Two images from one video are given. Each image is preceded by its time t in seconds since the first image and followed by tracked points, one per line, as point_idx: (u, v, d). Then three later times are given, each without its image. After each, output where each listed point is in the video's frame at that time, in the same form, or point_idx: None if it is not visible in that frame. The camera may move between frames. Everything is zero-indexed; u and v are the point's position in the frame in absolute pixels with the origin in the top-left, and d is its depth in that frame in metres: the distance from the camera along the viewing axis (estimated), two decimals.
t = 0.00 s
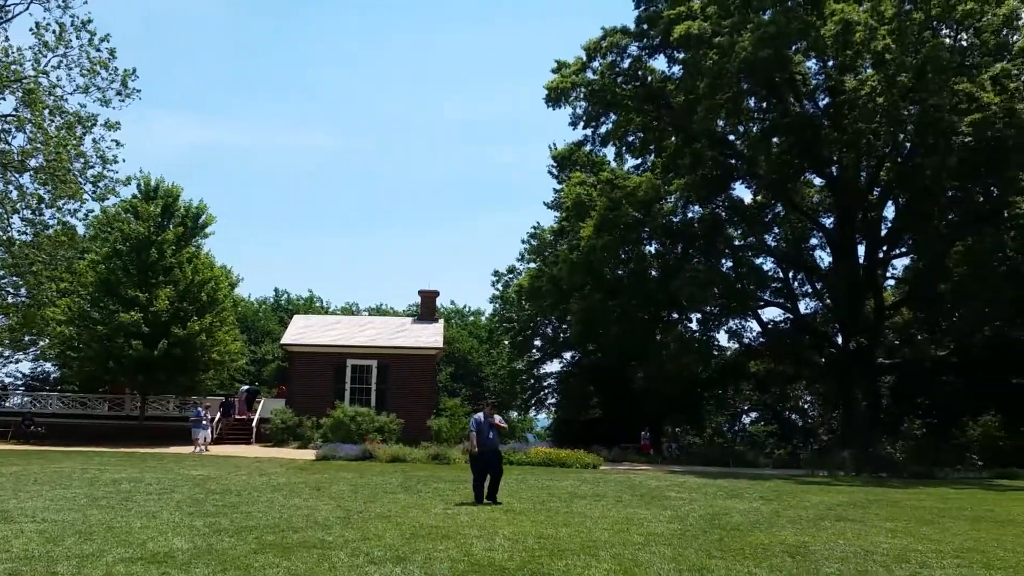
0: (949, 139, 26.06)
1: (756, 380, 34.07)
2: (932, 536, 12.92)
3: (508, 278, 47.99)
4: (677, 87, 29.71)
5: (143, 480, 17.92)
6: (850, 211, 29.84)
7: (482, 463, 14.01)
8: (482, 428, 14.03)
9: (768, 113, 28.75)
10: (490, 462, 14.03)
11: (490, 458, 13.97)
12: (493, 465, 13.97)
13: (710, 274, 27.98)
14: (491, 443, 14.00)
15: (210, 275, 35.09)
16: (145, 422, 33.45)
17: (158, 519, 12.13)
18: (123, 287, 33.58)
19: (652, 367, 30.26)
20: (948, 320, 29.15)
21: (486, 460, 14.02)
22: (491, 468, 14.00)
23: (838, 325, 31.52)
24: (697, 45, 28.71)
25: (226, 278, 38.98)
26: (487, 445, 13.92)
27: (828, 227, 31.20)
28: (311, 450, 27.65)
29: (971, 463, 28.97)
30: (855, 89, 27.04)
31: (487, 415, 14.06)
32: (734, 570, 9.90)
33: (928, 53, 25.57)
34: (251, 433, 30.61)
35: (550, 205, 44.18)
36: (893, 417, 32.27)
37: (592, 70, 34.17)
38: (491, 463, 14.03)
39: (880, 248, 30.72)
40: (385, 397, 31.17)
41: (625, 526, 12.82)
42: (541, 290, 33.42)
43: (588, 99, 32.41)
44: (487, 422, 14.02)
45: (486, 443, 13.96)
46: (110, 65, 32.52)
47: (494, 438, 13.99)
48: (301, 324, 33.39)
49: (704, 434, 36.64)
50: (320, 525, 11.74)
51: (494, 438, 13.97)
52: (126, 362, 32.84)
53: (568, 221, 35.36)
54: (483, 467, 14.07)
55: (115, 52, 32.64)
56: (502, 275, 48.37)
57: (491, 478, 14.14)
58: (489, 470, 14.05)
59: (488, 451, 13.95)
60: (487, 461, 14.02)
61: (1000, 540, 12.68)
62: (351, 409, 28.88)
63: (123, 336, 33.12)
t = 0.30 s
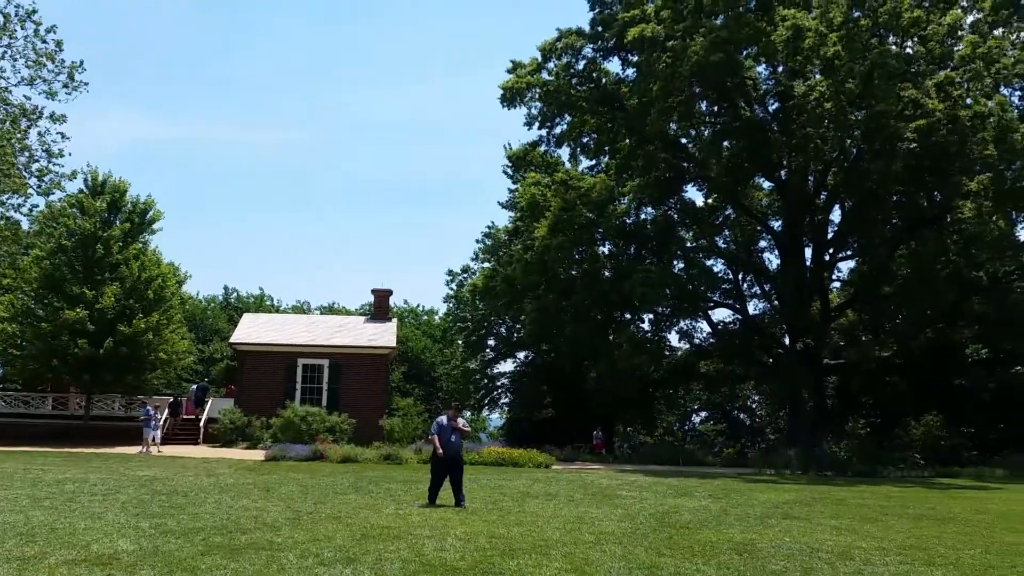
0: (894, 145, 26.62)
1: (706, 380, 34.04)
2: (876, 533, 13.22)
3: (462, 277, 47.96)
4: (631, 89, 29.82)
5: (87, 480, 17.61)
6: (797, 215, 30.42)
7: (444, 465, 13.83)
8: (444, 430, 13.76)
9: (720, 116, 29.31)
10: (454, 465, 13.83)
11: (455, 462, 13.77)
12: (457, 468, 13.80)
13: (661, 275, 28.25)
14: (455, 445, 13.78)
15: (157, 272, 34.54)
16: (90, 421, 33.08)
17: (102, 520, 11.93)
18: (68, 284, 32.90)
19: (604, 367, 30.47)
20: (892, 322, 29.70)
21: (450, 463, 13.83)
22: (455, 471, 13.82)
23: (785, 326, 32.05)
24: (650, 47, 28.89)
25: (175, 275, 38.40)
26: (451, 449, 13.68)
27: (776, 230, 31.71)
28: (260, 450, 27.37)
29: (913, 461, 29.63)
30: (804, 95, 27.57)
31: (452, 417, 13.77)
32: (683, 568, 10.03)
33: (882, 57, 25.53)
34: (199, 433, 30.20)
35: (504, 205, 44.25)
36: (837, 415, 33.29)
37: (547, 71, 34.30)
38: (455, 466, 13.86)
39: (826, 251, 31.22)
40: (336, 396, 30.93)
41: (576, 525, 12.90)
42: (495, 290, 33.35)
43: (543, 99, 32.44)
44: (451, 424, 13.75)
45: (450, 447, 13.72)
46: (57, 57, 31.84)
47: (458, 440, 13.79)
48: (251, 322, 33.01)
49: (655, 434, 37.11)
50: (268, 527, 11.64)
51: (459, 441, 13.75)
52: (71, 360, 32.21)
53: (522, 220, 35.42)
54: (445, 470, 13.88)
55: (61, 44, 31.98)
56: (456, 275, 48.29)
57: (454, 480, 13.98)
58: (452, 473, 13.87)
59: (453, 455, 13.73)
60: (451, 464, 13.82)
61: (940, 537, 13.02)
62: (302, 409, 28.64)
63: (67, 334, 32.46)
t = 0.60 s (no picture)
0: (846, 150, 26.98)
1: (661, 380, 34.33)
2: (824, 531, 13.49)
3: (419, 276, 47.84)
4: (589, 90, 29.99)
5: (33, 481, 17.29)
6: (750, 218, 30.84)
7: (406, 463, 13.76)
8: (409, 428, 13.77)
9: (676, 120, 29.43)
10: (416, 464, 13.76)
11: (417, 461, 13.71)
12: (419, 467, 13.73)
13: (618, 276, 28.43)
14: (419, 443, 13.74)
15: (107, 269, 33.97)
16: (37, 421, 32.52)
17: (49, 521, 11.75)
18: (15, 280, 32.25)
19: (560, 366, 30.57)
20: (841, 322, 30.24)
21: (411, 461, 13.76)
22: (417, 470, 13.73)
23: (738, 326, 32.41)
24: (608, 49, 29.38)
25: (125, 271, 37.77)
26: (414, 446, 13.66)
27: (729, 232, 32.15)
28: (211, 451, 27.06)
29: (862, 460, 30.14)
30: (758, 98, 27.98)
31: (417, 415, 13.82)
32: (636, 566, 10.14)
33: (835, 64, 26.31)
34: (149, 434, 29.81)
35: (462, 205, 44.22)
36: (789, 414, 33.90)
37: (506, 71, 34.36)
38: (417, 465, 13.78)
39: (778, 252, 31.72)
40: (291, 396, 30.68)
41: (531, 524, 12.96)
42: (452, 290, 33.30)
43: (501, 99, 32.53)
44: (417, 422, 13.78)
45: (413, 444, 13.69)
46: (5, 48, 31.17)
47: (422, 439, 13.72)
48: (204, 320, 32.59)
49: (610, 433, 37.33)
50: (220, 528, 11.54)
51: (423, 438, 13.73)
52: (17, 358, 31.55)
53: (480, 220, 35.46)
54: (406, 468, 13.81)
55: (10, 35, 31.32)
56: (413, 274, 48.16)
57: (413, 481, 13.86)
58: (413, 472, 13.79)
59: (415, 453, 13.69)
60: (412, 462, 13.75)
61: (886, 534, 13.31)
62: (255, 409, 28.37)
63: (14, 332, 31.72)
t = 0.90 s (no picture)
0: (798, 156, 27.46)
1: (616, 381, 34.09)
2: (773, 530, 13.71)
3: (375, 275, 47.61)
4: (548, 92, 30.22)
5: None
6: (705, 222, 31.28)
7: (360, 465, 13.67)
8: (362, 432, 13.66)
9: (632, 123, 29.51)
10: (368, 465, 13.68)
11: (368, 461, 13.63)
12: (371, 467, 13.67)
13: (575, 277, 28.58)
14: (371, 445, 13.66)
15: (55, 264, 33.35)
16: None
17: None
18: None
19: (516, 366, 30.62)
20: (791, 324, 30.87)
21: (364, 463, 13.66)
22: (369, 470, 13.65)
23: (691, 328, 32.79)
24: (566, 52, 29.38)
25: (73, 267, 37.12)
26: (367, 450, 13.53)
27: (684, 235, 32.52)
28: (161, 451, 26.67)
29: (810, 460, 30.70)
30: (713, 104, 28.43)
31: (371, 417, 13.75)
32: (589, 565, 10.23)
33: (789, 71, 26.79)
34: (97, 433, 29.27)
35: (419, 204, 44.09)
36: (741, 415, 34.27)
37: (465, 70, 34.33)
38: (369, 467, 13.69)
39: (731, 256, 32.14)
40: (244, 395, 30.37)
41: (486, 525, 12.99)
42: (408, 289, 33.12)
43: (460, 99, 32.56)
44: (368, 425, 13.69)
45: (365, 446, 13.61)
46: None
47: (376, 442, 13.61)
48: (154, 318, 32.12)
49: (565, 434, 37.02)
50: (169, 528, 11.41)
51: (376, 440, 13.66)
52: None
53: (437, 220, 35.38)
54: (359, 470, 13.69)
55: None
56: (369, 272, 47.92)
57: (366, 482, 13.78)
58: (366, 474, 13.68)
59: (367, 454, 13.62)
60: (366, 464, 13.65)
61: (833, 533, 13.58)
62: (206, 408, 28.02)
63: None
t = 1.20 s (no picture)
0: (756, 160, 27.79)
1: (577, 381, 34.32)
2: (730, 529, 13.86)
3: (336, 274, 47.29)
4: (511, 92, 30.32)
5: None
6: (665, 224, 31.59)
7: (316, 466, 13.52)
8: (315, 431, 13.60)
9: (596, 123, 29.80)
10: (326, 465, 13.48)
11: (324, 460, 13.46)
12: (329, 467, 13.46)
13: (537, 277, 28.63)
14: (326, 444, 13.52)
15: (8, 260, 32.71)
16: None
17: None
18: None
19: (478, 366, 30.64)
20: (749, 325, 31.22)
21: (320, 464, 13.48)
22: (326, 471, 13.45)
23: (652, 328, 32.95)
24: (530, 53, 29.36)
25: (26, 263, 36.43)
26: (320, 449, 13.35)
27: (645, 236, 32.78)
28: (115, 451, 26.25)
29: (767, 459, 31.10)
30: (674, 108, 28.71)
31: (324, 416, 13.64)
32: (550, 565, 10.27)
33: (748, 76, 27.31)
34: (50, 432, 28.75)
35: (381, 202, 43.86)
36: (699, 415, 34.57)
37: (428, 68, 34.23)
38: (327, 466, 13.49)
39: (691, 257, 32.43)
40: (200, 394, 30.00)
41: (446, 525, 12.98)
42: (369, 288, 32.90)
43: (423, 97, 32.48)
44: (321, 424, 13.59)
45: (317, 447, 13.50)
46: None
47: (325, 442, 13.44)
48: (109, 316, 31.62)
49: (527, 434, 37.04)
50: (124, 529, 11.26)
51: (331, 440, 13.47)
52: None
53: (399, 219, 35.25)
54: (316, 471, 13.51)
55: None
56: (330, 271, 47.59)
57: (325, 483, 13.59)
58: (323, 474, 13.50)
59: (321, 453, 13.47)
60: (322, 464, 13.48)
61: (790, 532, 13.77)
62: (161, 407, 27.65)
63: None
